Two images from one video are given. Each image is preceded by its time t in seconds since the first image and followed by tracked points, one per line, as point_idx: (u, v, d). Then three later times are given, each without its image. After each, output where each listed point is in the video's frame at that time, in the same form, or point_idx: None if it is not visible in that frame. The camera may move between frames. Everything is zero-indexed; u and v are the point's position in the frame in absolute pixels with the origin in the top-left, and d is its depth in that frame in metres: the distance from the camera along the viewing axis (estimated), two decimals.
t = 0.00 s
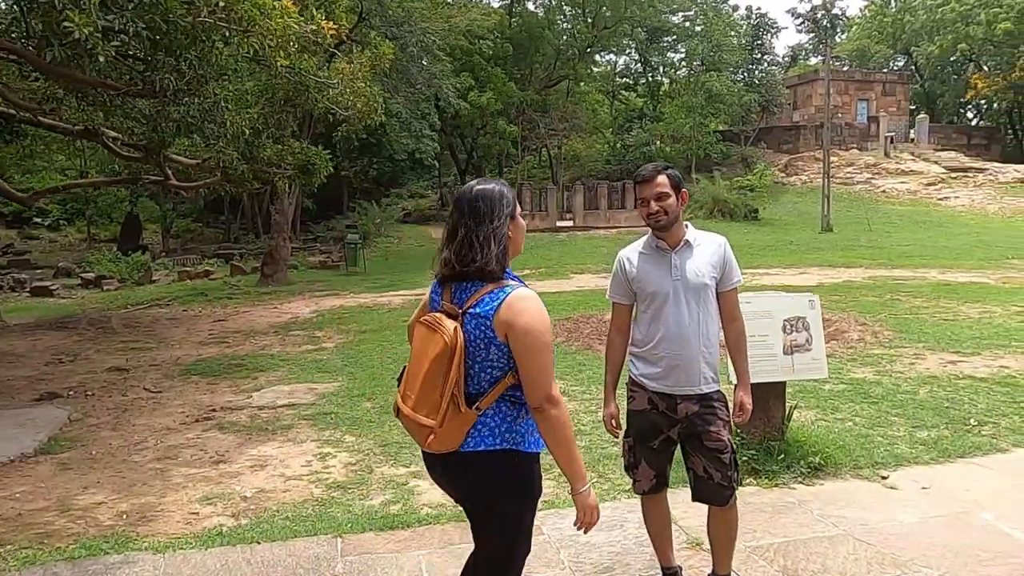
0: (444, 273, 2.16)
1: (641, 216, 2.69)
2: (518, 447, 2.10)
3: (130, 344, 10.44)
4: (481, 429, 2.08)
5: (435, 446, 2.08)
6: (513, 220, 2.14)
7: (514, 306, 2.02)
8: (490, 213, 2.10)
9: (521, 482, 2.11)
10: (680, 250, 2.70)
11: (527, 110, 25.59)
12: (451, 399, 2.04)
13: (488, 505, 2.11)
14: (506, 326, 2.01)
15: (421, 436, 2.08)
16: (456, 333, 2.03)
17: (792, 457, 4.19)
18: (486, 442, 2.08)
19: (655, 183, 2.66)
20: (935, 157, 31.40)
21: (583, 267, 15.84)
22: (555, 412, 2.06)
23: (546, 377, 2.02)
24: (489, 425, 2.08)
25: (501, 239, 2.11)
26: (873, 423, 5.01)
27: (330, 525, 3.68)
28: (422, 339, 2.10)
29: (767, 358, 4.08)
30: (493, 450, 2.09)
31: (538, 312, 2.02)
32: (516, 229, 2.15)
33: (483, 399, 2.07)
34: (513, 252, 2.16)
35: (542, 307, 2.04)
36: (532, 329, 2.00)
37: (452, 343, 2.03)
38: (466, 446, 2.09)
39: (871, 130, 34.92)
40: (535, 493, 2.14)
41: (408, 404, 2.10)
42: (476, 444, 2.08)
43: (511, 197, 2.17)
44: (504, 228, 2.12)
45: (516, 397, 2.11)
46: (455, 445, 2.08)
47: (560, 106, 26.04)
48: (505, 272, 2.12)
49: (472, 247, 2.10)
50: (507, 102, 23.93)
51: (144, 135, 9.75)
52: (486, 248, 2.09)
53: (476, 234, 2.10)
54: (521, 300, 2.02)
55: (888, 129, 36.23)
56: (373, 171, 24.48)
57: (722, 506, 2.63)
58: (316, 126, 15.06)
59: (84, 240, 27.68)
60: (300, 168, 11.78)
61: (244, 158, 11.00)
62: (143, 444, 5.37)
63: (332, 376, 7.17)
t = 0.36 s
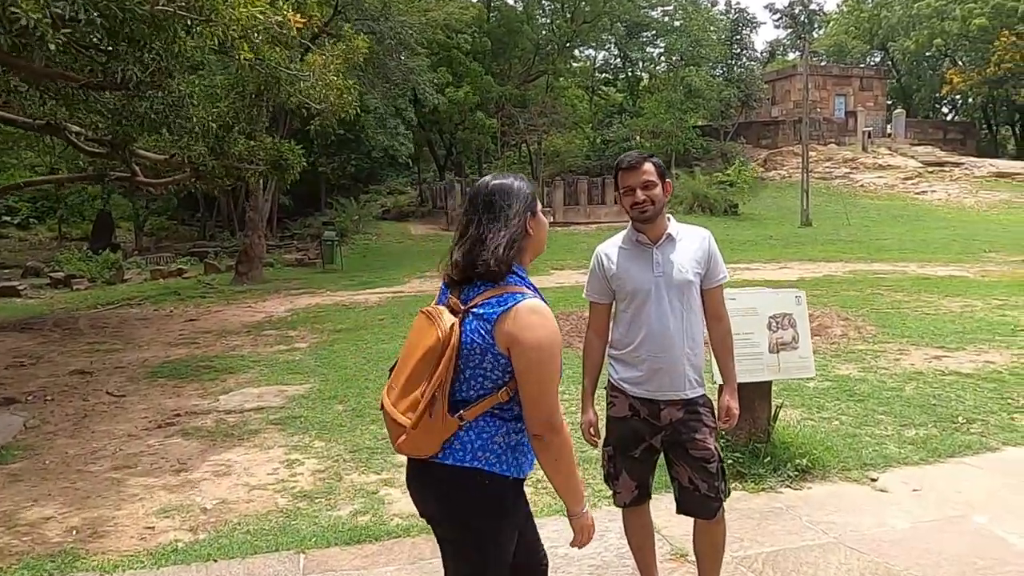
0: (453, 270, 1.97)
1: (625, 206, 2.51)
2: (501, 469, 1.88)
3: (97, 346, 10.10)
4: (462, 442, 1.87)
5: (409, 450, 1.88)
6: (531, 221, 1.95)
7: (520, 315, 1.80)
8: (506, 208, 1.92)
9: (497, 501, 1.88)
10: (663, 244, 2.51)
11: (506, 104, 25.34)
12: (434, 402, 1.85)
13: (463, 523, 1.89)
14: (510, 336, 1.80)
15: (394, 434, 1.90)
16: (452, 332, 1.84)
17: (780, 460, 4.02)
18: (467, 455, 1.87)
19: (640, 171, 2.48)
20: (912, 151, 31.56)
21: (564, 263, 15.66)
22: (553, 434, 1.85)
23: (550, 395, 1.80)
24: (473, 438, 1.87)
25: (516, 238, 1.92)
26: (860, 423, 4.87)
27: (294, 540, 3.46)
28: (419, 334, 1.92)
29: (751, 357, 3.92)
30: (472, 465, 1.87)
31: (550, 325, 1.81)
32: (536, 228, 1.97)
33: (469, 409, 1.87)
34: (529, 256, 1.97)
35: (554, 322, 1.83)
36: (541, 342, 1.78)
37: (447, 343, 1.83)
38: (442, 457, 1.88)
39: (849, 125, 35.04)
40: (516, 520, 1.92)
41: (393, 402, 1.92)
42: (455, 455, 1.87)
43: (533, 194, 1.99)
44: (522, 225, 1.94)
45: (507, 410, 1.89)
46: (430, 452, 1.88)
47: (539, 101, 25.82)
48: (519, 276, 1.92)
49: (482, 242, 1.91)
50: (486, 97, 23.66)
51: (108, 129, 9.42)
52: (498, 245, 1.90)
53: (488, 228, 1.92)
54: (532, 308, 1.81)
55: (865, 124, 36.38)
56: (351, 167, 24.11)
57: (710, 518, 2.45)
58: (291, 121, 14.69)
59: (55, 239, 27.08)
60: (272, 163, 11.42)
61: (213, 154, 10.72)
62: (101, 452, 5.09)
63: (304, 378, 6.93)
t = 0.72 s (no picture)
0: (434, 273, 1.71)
1: (594, 202, 2.31)
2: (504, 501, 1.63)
3: (56, 353, 9.72)
4: (462, 472, 1.62)
5: (402, 491, 1.62)
6: (514, 199, 1.67)
7: (495, 305, 1.52)
8: (491, 196, 1.65)
9: (502, 534, 1.65)
10: (634, 244, 2.31)
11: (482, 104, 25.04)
12: (422, 433, 1.59)
13: (458, 565, 1.66)
14: (484, 338, 1.52)
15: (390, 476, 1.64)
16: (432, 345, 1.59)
17: (761, 469, 3.85)
18: (469, 487, 1.62)
19: (612, 163, 2.28)
20: (886, 150, 31.75)
21: (541, 263, 15.43)
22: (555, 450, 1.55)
23: (543, 402, 1.51)
24: (467, 470, 1.62)
25: (498, 229, 1.64)
26: (844, 427, 4.71)
27: (245, 564, 3.22)
28: (402, 354, 1.66)
29: (732, 361, 3.74)
30: (470, 500, 1.62)
31: (534, 315, 1.51)
32: (523, 222, 1.69)
33: (466, 433, 1.60)
34: (514, 251, 1.69)
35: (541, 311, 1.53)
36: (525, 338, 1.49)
37: (428, 361, 1.58)
38: (443, 497, 1.63)
39: (824, 123, 35.19)
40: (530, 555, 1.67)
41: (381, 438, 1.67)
42: (455, 489, 1.62)
43: (525, 180, 1.70)
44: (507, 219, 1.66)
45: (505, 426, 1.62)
46: (427, 492, 1.61)
47: (515, 100, 25.56)
48: (501, 266, 1.64)
49: (461, 235, 1.65)
50: (462, 96, 23.35)
51: (65, 128, 9.08)
52: (478, 241, 1.63)
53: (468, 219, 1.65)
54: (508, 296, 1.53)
55: (841, 123, 36.52)
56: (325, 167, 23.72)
57: (689, 543, 2.25)
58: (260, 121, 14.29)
59: (22, 241, 26.43)
60: (240, 163, 11.14)
61: (178, 153, 10.45)
62: (48, 469, 4.81)
63: (268, 386, 6.66)
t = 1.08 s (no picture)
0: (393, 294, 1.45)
1: (566, 199, 2.12)
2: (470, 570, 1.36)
3: (15, 360, 9.35)
4: (415, 538, 1.36)
5: (349, 555, 1.39)
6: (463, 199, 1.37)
7: (410, 344, 1.21)
8: (451, 193, 1.36)
9: None
10: (607, 249, 2.12)
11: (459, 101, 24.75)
12: (360, 490, 1.36)
13: None
14: (396, 383, 1.22)
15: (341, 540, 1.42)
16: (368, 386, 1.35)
17: (745, 479, 3.68)
18: (425, 557, 1.36)
19: (584, 157, 2.07)
20: (861, 146, 31.95)
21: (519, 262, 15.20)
22: (481, 540, 1.19)
23: (464, 469, 1.18)
24: (423, 537, 1.35)
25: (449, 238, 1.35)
26: (828, 431, 4.55)
27: None
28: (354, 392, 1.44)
29: (714, 367, 3.57)
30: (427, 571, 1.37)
31: (454, 356, 1.18)
32: (491, 225, 1.40)
33: (407, 491, 1.33)
34: (480, 268, 1.41)
35: (472, 348, 1.20)
36: (435, 386, 1.17)
37: (363, 406, 1.34)
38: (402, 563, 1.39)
39: (800, 120, 35.30)
40: None
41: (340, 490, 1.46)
42: (409, 557, 1.37)
43: (495, 172, 1.41)
44: (468, 223, 1.38)
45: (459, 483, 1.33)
46: (378, 554, 1.38)
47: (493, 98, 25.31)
48: (454, 285, 1.36)
49: (410, 242, 1.37)
50: (439, 94, 23.08)
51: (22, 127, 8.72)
52: (430, 252, 1.35)
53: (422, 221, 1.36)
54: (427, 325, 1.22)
55: (816, 120, 36.69)
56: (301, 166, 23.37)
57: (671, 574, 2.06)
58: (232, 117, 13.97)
59: None
60: (206, 161, 10.79)
61: (144, 152, 10.15)
62: None
63: (233, 394, 6.40)
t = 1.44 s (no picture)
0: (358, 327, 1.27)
1: (567, 203, 2.01)
2: None
3: None
4: None
5: None
6: (450, 210, 1.22)
7: (384, 379, 1.03)
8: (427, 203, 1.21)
9: None
10: (610, 255, 1.99)
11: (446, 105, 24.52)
12: (304, 553, 1.16)
13: None
14: (365, 424, 1.04)
15: None
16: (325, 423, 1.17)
17: (749, 496, 3.50)
18: None
19: (588, 157, 1.98)
20: (847, 148, 32.03)
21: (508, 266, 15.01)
22: None
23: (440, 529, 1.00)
24: None
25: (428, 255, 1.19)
26: (831, 442, 4.39)
27: None
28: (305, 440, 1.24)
29: (714, 378, 3.40)
30: None
31: (440, 396, 1.00)
32: (475, 225, 1.21)
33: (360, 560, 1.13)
34: (468, 292, 1.25)
35: (465, 386, 1.03)
36: (412, 434, 0.98)
37: (320, 450, 1.16)
38: None
39: (786, 122, 35.30)
40: None
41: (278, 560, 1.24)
42: None
43: (487, 163, 1.24)
44: (444, 228, 1.21)
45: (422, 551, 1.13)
46: None
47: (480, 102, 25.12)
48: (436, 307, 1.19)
49: (377, 247, 1.20)
50: (426, 97, 22.87)
51: None
52: (395, 260, 1.19)
53: (385, 223, 1.20)
54: (404, 359, 1.04)
55: (803, 121, 36.75)
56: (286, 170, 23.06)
57: None
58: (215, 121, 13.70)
59: None
60: (187, 166, 10.55)
61: (122, 156, 9.92)
62: None
63: (214, 407, 6.16)
